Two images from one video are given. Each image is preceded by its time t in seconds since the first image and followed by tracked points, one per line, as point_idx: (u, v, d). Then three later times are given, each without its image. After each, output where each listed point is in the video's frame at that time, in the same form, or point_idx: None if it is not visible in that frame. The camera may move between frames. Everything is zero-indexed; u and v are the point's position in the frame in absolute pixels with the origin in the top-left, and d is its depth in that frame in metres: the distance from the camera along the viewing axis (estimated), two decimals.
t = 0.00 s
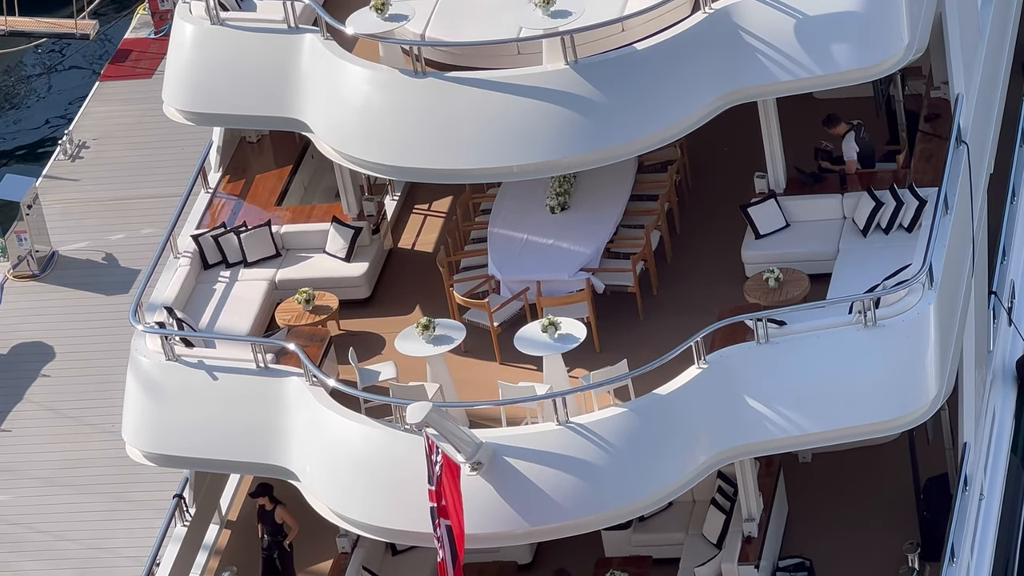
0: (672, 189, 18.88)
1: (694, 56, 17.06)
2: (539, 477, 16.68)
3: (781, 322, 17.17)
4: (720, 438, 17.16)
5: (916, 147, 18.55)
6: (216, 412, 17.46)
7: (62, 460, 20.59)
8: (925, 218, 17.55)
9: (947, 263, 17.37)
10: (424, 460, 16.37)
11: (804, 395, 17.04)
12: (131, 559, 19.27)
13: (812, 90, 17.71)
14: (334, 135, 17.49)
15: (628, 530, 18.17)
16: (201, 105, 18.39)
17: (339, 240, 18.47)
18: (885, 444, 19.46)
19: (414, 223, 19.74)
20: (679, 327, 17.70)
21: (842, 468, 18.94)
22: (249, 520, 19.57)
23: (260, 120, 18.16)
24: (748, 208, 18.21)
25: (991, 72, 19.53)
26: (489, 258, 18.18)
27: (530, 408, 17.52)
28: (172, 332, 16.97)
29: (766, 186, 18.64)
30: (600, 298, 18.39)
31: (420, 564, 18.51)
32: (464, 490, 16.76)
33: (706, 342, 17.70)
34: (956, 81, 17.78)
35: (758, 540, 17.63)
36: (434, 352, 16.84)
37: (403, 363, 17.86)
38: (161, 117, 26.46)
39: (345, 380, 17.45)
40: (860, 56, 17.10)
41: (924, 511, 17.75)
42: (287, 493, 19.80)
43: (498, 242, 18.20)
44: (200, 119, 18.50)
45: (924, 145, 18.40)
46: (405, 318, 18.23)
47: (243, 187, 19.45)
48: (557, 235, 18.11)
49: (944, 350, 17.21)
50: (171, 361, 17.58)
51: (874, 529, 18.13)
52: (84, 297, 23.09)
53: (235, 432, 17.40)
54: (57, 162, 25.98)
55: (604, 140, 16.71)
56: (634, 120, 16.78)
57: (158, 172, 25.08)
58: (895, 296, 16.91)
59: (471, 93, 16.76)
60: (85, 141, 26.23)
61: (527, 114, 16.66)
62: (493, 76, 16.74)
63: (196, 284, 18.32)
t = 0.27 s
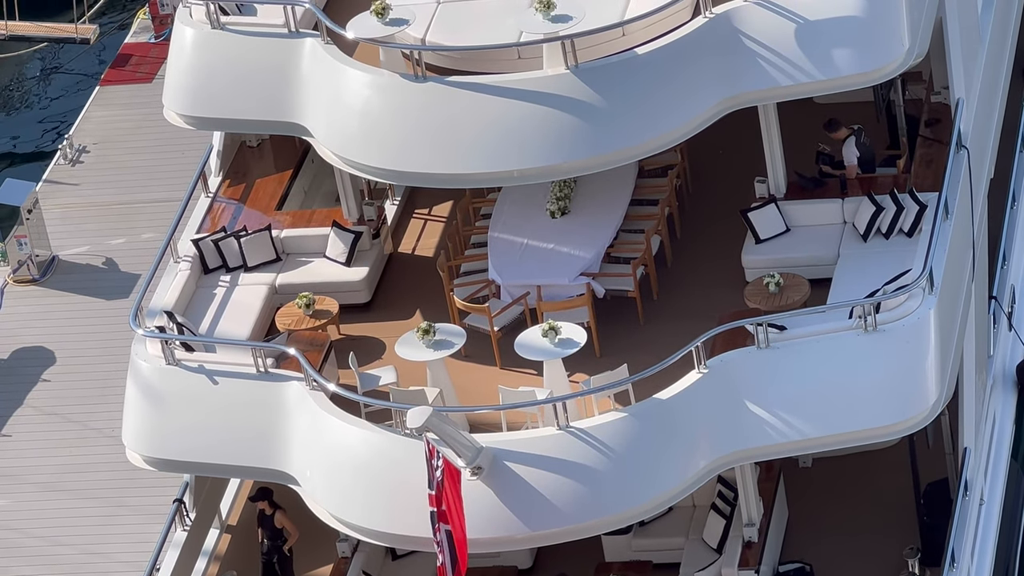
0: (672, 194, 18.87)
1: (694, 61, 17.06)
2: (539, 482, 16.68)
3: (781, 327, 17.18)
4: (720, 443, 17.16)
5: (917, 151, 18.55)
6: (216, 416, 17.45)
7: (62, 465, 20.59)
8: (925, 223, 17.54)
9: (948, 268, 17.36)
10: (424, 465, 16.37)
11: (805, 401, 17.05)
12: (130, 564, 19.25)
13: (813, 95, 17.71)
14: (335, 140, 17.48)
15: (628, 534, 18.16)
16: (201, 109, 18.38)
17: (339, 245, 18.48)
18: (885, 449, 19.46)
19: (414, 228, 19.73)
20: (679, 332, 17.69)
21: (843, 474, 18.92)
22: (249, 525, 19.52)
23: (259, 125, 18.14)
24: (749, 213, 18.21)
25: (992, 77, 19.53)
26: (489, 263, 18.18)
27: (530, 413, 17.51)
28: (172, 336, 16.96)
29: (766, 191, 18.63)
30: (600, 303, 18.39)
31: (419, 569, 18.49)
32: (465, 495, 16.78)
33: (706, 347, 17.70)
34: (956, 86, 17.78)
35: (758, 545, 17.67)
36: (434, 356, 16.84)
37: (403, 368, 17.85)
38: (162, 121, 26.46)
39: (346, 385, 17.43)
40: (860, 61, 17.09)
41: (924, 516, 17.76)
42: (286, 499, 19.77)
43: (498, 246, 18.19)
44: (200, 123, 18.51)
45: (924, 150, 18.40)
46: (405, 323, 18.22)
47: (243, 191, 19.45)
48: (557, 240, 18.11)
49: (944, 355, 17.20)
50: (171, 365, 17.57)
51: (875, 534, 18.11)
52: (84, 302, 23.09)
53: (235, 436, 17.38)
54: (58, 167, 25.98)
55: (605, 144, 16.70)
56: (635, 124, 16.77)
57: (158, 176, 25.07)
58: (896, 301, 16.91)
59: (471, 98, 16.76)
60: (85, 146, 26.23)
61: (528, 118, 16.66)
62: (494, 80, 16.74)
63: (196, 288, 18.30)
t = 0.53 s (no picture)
0: (672, 197, 18.90)
1: (695, 64, 17.07)
2: (540, 485, 16.69)
3: (781, 330, 17.22)
4: (720, 446, 17.18)
5: (917, 155, 18.54)
6: (217, 418, 17.46)
7: (62, 468, 20.60)
8: (926, 226, 17.54)
9: (949, 271, 17.36)
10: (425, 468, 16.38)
11: (805, 404, 17.07)
12: (130, 567, 19.26)
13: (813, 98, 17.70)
14: (337, 143, 17.47)
15: (629, 537, 18.17)
16: (202, 112, 18.34)
17: (340, 248, 18.46)
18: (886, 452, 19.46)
19: (415, 231, 19.73)
20: (680, 335, 17.69)
21: (844, 477, 18.90)
22: (250, 528, 19.48)
23: (259, 128, 18.12)
24: (750, 216, 18.20)
25: (993, 80, 19.53)
26: (490, 266, 18.21)
27: (530, 416, 17.50)
28: (173, 339, 16.96)
29: (767, 194, 18.63)
30: (601, 306, 18.40)
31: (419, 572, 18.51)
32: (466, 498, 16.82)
33: (706, 350, 17.71)
34: (957, 90, 17.78)
35: (759, 548, 17.69)
36: (435, 360, 16.85)
37: (404, 371, 17.83)
38: (162, 125, 26.45)
39: (346, 388, 17.42)
40: (862, 64, 17.07)
41: (925, 519, 17.73)
42: (287, 501, 19.74)
43: (498, 249, 18.20)
44: (200, 126, 18.46)
45: (925, 153, 18.39)
46: (405, 326, 18.21)
47: (244, 194, 19.44)
48: (558, 243, 18.12)
49: (945, 359, 17.21)
50: (171, 368, 17.58)
51: (875, 537, 18.11)
52: (85, 305, 23.09)
53: (236, 439, 17.38)
54: (59, 170, 25.98)
55: (606, 147, 16.70)
56: (636, 127, 16.77)
57: (159, 180, 25.08)
58: (897, 304, 16.92)
59: (472, 100, 16.76)
60: (86, 149, 26.22)
61: (529, 121, 16.66)
62: (495, 83, 16.75)
63: (197, 290, 18.27)
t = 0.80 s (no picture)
0: (674, 199, 18.86)
1: (696, 67, 17.06)
2: (541, 487, 16.70)
3: (783, 332, 17.25)
4: (722, 448, 17.20)
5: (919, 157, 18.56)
6: (218, 420, 17.47)
7: (64, 471, 20.61)
8: (927, 228, 17.55)
9: (950, 273, 17.38)
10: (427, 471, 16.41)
11: (806, 406, 17.08)
12: (132, 570, 19.27)
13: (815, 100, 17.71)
14: (338, 145, 17.48)
15: (630, 540, 18.17)
16: (203, 113, 18.32)
17: (342, 249, 18.41)
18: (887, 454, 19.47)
19: (416, 233, 19.73)
20: (681, 337, 17.68)
21: (845, 480, 18.90)
22: (251, 530, 19.51)
23: (260, 130, 18.13)
24: (751, 218, 18.20)
25: (994, 82, 19.53)
26: (491, 268, 18.20)
27: (531, 419, 17.49)
28: (175, 342, 16.96)
29: (768, 197, 18.63)
30: (602, 308, 18.39)
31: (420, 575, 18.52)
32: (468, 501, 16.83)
33: (708, 353, 17.72)
34: (958, 92, 17.79)
35: (760, 550, 17.64)
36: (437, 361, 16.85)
37: (405, 374, 17.83)
38: (163, 127, 26.46)
39: (347, 391, 17.44)
40: (864, 66, 17.09)
41: (925, 521, 17.78)
42: (289, 504, 19.76)
43: (499, 251, 18.20)
44: (201, 128, 18.43)
45: (926, 155, 18.39)
46: (406, 328, 18.19)
47: (246, 196, 19.34)
48: (559, 245, 18.12)
49: (946, 361, 17.23)
50: (172, 370, 17.58)
51: (877, 539, 18.12)
52: (86, 308, 23.11)
53: (238, 441, 17.39)
54: (60, 172, 25.99)
55: (606, 149, 16.71)
56: (638, 129, 16.77)
57: (160, 182, 25.08)
58: (898, 306, 16.94)
59: (473, 103, 16.77)
60: (87, 152, 26.22)
61: (529, 123, 16.67)
62: (496, 86, 16.76)
63: (198, 293, 18.25)
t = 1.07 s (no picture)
0: (675, 202, 18.82)
1: (695, 69, 17.05)
2: (542, 490, 16.72)
3: (783, 335, 17.26)
4: (722, 450, 17.21)
5: (919, 159, 18.56)
6: (219, 422, 17.47)
7: (64, 473, 20.60)
8: (928, 230, 17.54)
9: (951, 276, 17.38)
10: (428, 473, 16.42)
11: (806, 408, 17.09)
12: (132, 572, 19.26)
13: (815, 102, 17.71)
14: (339, 147, 17.48)
15: (630, 542, 18.18)
16: (204, 115, 18.29)
17: (342, 252, 18.37)
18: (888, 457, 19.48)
19: (416, 235, 19.72)
20: (682, 340, 17.68)
21: (845, 482, 18.91)
22: (252, 533, 19.49)
23: (261, 132, 18.12)
24: (752, 220, 18.17)
25: (995, 84, 19.53)
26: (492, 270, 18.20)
27: (531, 421, 17.52)
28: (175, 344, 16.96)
29: (769, 199, 18.61)
30: (602, 310, 18.38)
31: None
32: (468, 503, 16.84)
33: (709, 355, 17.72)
34: (958, 94, 17.80)
35: (761, 552, 17.64)
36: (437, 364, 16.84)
37: (406, 376, 17.83)
38: (164, 129, 26.45)
39: (347, 392, 17.49)
40: (865, 68, 17.09)
41: (925, 523, 17.78)
42: (290, 506, 19.74)
43: (500, 254, 18.20)
44: (201, 130, 18.41)
45: (926, 158, 18.39)
46: (407, 330, 18.16)
47: (246, 197, 19.34)
48: (560, 247, 18.12)
49: (947, 363, 17.24)
50: (173, 373, 17.57)
51: (877, 540, 18.12)
52: (86, 310, 23.11)
53: (239, 443, 17.39)
54: (60, 175, 25.99)
55: (606, 152, 16.70)
56: (638, 131, 16.77)
57: (160, 184, 25.08)
58: (898, 309, 16.96)
59: (474, 105, 16.77)
60: (87, 154, 26.22)
61: (529, 126, 16.66)
62: (497, 88, 16.75)
63: (199, 295, 18.23)
